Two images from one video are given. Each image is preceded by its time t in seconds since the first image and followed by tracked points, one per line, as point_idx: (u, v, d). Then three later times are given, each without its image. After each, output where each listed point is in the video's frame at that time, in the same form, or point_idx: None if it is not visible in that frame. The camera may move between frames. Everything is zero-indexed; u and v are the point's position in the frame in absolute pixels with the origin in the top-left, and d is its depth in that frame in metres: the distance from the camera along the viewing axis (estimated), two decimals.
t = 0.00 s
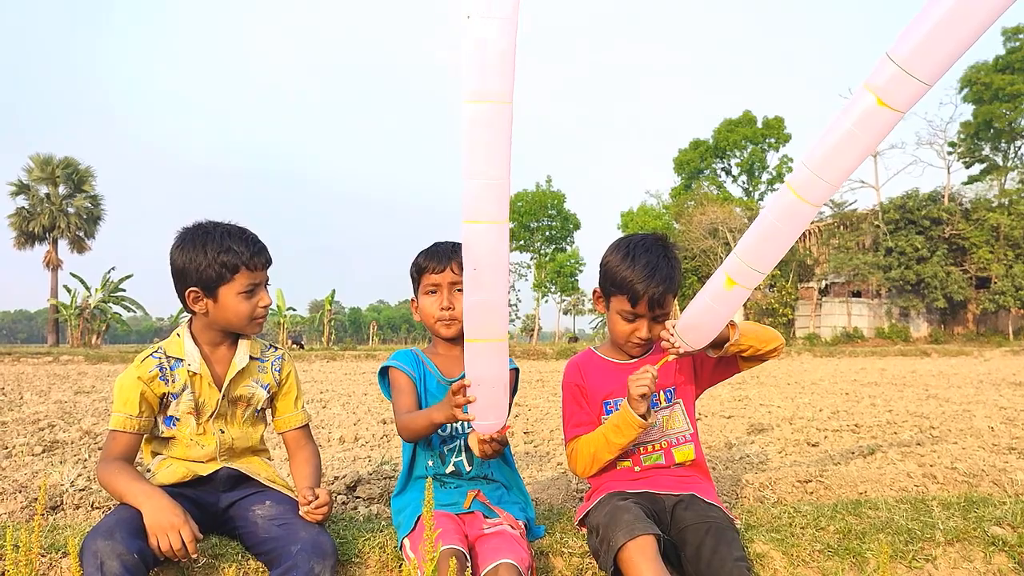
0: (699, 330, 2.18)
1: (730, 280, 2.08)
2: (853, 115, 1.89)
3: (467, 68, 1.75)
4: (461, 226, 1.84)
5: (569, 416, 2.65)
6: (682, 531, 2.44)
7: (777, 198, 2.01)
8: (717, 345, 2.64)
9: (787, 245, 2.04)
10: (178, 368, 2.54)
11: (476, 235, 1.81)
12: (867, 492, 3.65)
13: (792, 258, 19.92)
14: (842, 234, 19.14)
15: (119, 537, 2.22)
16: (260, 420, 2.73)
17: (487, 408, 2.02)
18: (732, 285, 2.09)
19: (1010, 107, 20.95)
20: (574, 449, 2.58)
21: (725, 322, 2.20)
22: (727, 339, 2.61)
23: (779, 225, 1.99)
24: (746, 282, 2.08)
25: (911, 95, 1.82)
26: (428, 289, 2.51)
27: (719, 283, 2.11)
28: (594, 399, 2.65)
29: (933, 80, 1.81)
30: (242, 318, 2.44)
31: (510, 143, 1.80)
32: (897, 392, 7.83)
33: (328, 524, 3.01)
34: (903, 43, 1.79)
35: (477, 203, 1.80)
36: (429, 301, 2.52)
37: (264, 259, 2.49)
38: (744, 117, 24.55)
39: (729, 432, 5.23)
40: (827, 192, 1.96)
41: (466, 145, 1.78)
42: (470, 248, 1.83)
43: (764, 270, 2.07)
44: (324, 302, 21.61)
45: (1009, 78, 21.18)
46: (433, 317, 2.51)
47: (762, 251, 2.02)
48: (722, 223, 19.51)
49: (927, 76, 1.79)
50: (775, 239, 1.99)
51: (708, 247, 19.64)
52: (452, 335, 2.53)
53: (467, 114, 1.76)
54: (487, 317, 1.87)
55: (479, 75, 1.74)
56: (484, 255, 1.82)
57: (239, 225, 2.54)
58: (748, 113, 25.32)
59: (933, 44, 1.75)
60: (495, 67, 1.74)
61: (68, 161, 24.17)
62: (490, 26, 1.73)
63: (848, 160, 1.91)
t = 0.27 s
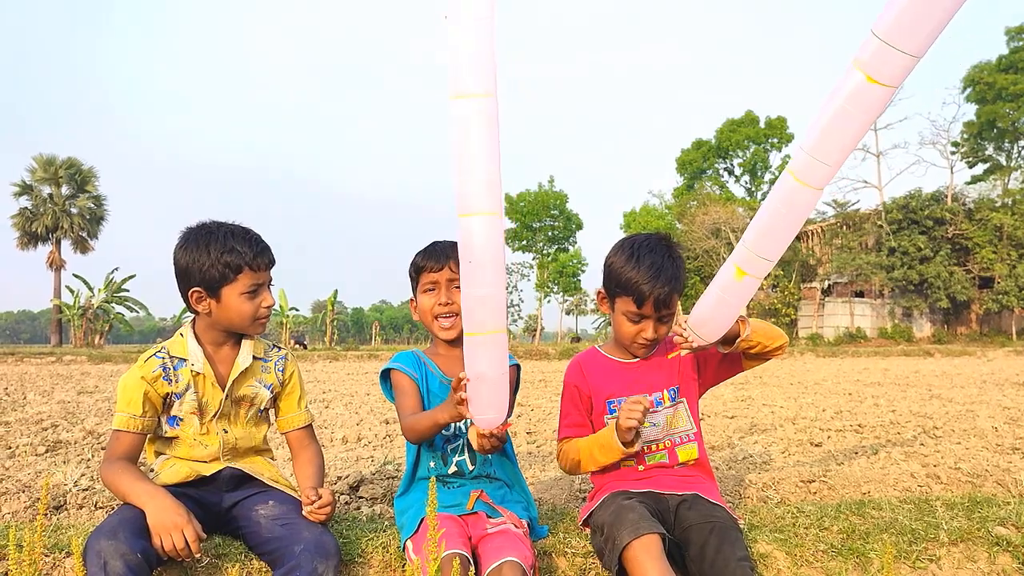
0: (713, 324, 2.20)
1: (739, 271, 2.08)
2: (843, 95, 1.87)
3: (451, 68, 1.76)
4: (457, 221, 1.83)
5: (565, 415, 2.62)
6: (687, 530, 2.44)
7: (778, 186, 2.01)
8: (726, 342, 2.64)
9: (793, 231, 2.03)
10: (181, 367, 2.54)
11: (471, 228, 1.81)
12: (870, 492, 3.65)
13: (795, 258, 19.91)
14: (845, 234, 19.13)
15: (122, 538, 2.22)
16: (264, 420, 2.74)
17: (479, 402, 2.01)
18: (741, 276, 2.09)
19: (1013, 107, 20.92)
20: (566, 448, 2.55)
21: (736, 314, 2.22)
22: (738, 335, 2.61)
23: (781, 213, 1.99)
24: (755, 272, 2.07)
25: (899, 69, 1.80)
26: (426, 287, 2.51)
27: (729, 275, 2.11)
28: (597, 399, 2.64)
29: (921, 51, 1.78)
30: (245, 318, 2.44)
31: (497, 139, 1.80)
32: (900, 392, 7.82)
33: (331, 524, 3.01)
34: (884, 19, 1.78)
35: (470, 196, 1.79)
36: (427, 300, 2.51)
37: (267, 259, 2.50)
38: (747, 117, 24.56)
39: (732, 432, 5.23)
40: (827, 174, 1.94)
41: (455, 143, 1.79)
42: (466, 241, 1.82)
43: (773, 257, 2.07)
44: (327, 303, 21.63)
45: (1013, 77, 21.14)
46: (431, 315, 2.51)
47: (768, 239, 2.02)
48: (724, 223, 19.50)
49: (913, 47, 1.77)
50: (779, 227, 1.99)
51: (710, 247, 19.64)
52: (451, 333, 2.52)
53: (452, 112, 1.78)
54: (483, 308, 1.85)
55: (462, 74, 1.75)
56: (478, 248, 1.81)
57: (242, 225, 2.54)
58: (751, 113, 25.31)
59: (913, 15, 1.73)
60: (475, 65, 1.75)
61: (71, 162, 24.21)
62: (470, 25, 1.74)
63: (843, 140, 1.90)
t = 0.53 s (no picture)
0: (719, 325, 2.19)
1: (752, 270, 2.10)
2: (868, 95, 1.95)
3: (489, 64, 1.78)
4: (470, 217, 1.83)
5: (566, 415, 2.63)
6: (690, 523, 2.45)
7: (795, 185, 2.06)
8: (733, 343, 2.65)
9: (806, 230, 2.08)
10: (184, 367, 2.55)
11: (483, 226, 1.81)
12: (874, 492, 3.64)
13: (797, 258, 19.90)
14: (848, 234, 19.11)
15: (126, 538, 2.22)
16: (266, 420, 2.74)
17: (475, 400, 1.97)
18: (754, 275, 2.10)
19: (1016, 106, 20.89)
20: (568, 448, 2.57)
21: (743, 315, 2.22)
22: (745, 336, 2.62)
23: (800, 209, 2.04)
24: (767, 271, 2.10)
25: (922, 71, 1.90)
26: (427, 286, 2.51)
27: (740, 275, 2.12)
28: (600, 399, 2.64)
29: (943, 55, 1.90)
30: (247, 318, 2.44)
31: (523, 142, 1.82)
32: (903, 392, 7.82)
33: (334, 524, 3.01)
34: (911, 22, 1.88)
35: (487, 194, 1.80)
36: (428, 300, 2.51)
37: (270, 260, 2.50)
38: (749, 117, 24.55)
39: (735, 432, 5.23)
40: (845, 173, 2.01)
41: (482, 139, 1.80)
42: (476, 238, 1.82)
43: (784, 257, 2.11)
44: (330, 303, 21.64)
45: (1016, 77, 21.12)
46: (431, 315, 2.51)
47: (784, 237, 2.06)
48: (727, 223, 19.50)
49: (937, 49, 1.87)
50: (797, 224, 2.03)
51: (713, 248, 19.64)
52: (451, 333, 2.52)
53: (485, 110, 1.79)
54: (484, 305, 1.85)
55: (499, 72, 1.77)
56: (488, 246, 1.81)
57: (246, 225, 2.55)
58: (753, 113, 25.30)
59: (941, 20, 1.84)
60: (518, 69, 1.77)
61: (74, 162, 24.25)
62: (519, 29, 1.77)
63: (864, 140, 1.98)
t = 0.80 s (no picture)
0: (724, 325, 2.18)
1: (757, 271, 2.10)
2: (887, 105, 1.97)
3: (464, 49, 1.82)
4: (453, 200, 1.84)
5: (573, 413, 2.61)
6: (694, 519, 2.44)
7: (807, 190, 2.08)
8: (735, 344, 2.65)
9: (814, 235, 2.08)
10: (187, 367, 2.55)
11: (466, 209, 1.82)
12: (876, 493, 3.64)
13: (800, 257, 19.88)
14: (851, 234, 19.08)
15: (128, 538, 2.22)
16: (269, 421, 2.73)
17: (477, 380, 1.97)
18: (759, 277, 2.11)
19: (1020, 106, 20.84)
20: (571, 446, 2.57)
21: (747, 315, 2.23)
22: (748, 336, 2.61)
23: (809, 213, 2.05)
24: (773, 273, 2.10)
25: (942, 85, 1.91)
26: (431, 289, 2.51)
27: (746, 276, 2.13)
28: (604, 399, 2.64)
29: (963, 72, 1.90)
30: (244, 320, 2.43)
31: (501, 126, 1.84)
32: (905, 392, 7.82)
33: (337, 524, 3.02)
34: (935, 37, 1.89)
35: (470, 177, 1.81)
36: (432, 302, 2.50)
37: (270, 262, 2.49)
38: (751, 117, 24.52)
39: (738, 432, 5.23)
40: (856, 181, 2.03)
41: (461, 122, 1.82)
42: (459, 221, 1.83)
43: (791, 261, 2.11)
44: (332, 303, 21.65)
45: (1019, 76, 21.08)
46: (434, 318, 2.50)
47: (791, 240, 2.06)
48: (729, 223, 19.49)
49: (959, 65, 1.88)
50: (805, 228, 2.05)
51: (715, 247, 19.62)
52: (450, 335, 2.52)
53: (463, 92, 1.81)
54: (470, 286, 1.85)
55: (476, 55, 1.80)
56: (473, 227, 1.82)
57: (249, 226, 2.55)
58: (756, 112, 25.27)
59: (965, 36, 1.85)
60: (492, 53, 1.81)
61: (77, 162, 24.27)
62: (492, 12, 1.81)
63: (877, 149, 1.99)
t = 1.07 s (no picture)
0: (716, 327, 2.18)
1: (742, 269, 2.10)
2: (846, 91, 1.94)
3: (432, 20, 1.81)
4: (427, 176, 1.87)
5: (576, 409, 2.61)
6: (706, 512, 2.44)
7: (783, 185, 2.05)
8: (735, 346, 2.64)
9: (797, 228, 2.07)
10: (192, 366, 2.56)
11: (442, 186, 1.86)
12: (878, 493, 3.64)
13: (802, 257, 19.87)
14: (853, 234, 19.07)
15: (132, 538, 2.23)
16: (273, 422, 2.73)
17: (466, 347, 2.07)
18: (744, 275, 2.11)
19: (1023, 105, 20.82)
20: (572, 440, 2.56)
21: (741, 314, 2.22)
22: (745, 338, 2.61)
23: (788, 208, 2.03)
24: (758, 270, 2.10)
25: (899, 64, 1.88)
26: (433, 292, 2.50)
27: (732, 275, 2.13)
28: (607, 397, 2.64)
29: (918, 49, 1.87)
30: (238, 318, 2.44)
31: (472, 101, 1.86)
32: (908, 392, 7.82)
33: (340, 525, 3.02)
34: (884, 19, 1.86)
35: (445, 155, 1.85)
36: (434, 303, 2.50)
37: (264, 259, 2.46)
38: (754, 117, 24.50)
39: (740, 432, 5.22)
40: (830, 170, 2.00)
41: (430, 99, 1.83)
42: (437, 198, 1.87)
43: (777, 256, 2.10)
44: (334, 303, 21.65)
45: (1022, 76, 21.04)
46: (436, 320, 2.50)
47: (772, 237, 2.05)
48: (732, 223, 19.48)
49: (911, 44, 1.85)
50: (783, 223, 2.03)
51: (718, 248, 19.62)
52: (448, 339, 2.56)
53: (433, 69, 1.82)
54: (454, 260, 1.92)
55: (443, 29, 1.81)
56: (455, 204, 1.88)
57: (246, 225, 2.55)
58: (758, 112, 25.23)
59: (913, 14, 1.82)
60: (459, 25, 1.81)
61: (79, 163, 24.29)
62: None
63: (845, 136, 1.96)
